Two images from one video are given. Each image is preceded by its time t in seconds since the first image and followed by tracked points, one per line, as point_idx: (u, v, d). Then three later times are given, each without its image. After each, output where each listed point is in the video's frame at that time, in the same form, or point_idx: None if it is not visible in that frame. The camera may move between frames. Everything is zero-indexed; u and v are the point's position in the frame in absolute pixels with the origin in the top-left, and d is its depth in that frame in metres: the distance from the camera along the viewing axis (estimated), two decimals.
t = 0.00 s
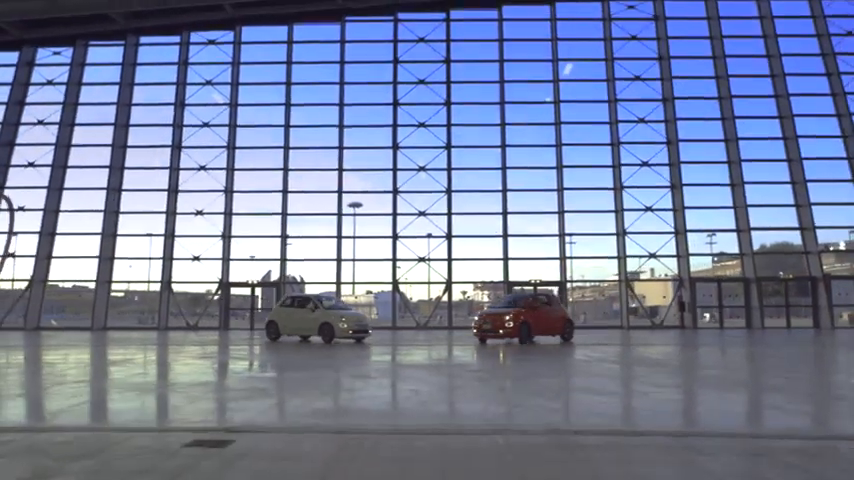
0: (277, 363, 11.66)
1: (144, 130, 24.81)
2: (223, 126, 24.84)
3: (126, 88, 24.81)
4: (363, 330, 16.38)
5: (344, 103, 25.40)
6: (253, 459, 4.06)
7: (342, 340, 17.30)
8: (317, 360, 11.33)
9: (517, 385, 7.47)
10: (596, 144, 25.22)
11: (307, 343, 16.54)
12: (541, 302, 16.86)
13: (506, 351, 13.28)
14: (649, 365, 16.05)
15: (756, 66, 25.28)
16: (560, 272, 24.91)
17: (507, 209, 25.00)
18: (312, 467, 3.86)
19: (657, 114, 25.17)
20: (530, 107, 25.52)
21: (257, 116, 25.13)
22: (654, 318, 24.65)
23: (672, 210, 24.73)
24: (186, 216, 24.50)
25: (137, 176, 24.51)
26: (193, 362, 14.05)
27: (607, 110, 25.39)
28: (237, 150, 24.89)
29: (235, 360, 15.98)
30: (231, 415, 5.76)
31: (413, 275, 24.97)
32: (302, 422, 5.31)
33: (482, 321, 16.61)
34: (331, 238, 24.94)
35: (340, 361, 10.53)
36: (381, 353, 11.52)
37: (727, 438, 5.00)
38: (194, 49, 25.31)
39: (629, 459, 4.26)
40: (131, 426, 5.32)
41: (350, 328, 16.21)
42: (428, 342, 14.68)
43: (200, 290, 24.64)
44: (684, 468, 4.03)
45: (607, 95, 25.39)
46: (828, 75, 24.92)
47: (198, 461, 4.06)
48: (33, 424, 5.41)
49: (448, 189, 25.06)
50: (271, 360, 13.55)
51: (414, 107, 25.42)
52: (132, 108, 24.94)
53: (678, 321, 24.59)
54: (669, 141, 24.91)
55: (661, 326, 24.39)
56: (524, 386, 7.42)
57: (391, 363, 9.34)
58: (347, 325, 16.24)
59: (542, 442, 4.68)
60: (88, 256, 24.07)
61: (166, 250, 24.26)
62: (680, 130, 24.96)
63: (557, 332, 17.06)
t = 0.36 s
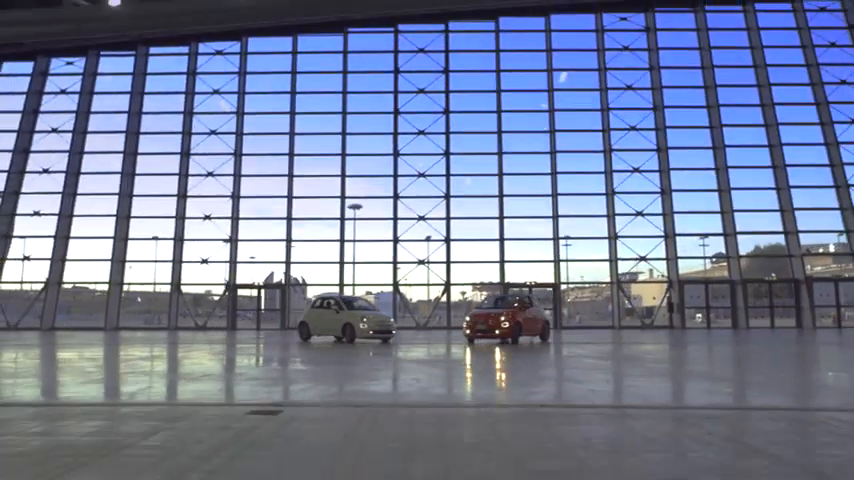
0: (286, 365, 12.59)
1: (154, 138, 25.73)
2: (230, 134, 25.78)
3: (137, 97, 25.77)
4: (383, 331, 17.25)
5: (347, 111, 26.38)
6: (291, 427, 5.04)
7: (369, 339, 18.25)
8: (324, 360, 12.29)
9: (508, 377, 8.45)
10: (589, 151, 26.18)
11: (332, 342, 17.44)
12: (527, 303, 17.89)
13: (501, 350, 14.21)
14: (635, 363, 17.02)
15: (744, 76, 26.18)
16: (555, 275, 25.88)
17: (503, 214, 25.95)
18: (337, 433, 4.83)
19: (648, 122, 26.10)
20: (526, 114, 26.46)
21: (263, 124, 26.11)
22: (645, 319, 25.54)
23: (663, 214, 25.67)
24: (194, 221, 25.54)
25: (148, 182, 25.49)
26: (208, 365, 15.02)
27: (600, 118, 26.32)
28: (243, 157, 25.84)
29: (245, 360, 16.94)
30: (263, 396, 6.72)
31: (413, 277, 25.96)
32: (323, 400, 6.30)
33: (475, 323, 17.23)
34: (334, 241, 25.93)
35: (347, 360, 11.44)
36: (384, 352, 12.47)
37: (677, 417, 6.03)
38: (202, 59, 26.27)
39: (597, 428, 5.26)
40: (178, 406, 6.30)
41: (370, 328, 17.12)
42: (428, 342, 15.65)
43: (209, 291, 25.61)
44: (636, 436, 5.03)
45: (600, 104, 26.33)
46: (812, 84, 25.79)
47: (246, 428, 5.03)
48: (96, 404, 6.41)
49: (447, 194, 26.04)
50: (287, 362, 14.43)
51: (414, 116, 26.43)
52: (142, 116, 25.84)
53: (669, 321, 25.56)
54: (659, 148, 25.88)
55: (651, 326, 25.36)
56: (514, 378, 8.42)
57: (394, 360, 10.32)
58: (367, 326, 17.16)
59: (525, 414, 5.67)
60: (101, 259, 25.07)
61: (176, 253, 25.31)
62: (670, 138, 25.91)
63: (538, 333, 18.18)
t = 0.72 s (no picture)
0: (300, 362, 13.76)
1: (166, 146, 26.76)
2: (240, 141, 26.95)
3: (150, 106, 26.88)
4: (397, 331, 18.21)
5: (351, 119, 27.52)
6: (320, 409, 6.17)
7: (389, 340, 19.42)
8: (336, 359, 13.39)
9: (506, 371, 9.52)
10: (583, 158, 27.25)
11: (353, 341, 18.57)
12: (519, 303, 19.07)
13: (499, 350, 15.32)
14: (624, 359, 18.14)
15: (733, 86, 27.20)
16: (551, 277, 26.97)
17: (502, 219, 27.07)
18: (359, 416, 5.88)
19: (640, 130, 27.20)
20: (524, 123, 27.57)
21: (271, 132, 27.26)
22: (637, 319, 26.78)
23: (654, 218, 26.79)
24: (205, 225, 26.64)
25: (161, 188, 26.62)
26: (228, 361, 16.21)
27: (595, 126, 27.36)
28: (252, 164, 26.99)
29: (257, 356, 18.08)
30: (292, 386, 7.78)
31: (415, 279, 27.03)
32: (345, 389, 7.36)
33: (479, 324, 17.89)
34: (339, 244, 27.03)
35: (357, 359, 12.57)
36: (391, 352, 13.56)
37: (646, 406, 7.09)
38: (212, 70, 27.38)
39: (575, 415, 6.31)
40: (218, 396, 7.34)
41: (385, 328, 18.16)
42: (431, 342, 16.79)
43: (219, 292, 26.77)
44: (604, 420, 6.13)
45: (595, 112, 27.38)
46: (797, 94, 26.84)
47: (283, 412, 6.07)
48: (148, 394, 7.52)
49: (447, 200, 27.14)
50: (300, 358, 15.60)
51: (416, 124, 27.56)
52: (155, 125, 26.88)
53: (659, 321, 26.72)
54: (651, 155, 27.00)
55: (642, 326, 26.51)
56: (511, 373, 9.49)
57: (400, 357, 11.52)
58: (382, 326, 18.21)
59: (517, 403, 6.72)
60: (116, 262, 26.19)
61: (189, 256, 26.41)
62: (662, 145, 27.01)
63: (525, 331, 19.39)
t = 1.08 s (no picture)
0: (310, 359, 15.10)
1: (177, 152, 28.29)
2: (248, 147, 28.37)
3: (162, 114, 28.26)
4: (405, 330, 19.09)
5: (356, 127, 28.83)
6: (335, 393, 7.54)
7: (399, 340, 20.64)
8: (344, 358, 14.69)
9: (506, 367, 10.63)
10: (579, 165, 28.42)
11: (364, 342, 19.85)
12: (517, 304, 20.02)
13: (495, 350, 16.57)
14: (616, 356, 19.29)
15: (722, 94, 28.39)
16: (547, 279, 28.19)
17: (501, 222, 28.22)
18: (367, 400, 7.04)
19: (634, 137, 28.32)
20: (522, 130, 28.75)
21: (278, 138, 28.59)
22: (630, 320, 27.85)
23: (647, 222, 27.91)
24: (214, 228, 27.94)
25: (173, 192, 27.89)
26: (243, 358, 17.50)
27: (590, 133, 28.50)
28: (259, 169, 28.34)
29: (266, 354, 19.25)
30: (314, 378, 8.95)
31: (416, 280, 28.20)
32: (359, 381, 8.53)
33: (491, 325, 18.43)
34: (344, 247, 28.23)
35: (364, 357, 13.85)
36: (395, 351, 14.85)
37: (616, 395, 8.25)
38: (221, 79, 28.78)
39: (551, 398, 7.45)
40: (245, 386, 8.57)
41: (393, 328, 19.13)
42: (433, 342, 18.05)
43: (228, 292, 28.05)
44: (569, 401, 7.47)
45: (590, 120, 28.58)
46: (784, 102, 27.95)
47: (304, 397, 7.30)
48: (186, 383, 8.89)
49: (447, 204, 28.32)
50: (309, 356, 16.93)
51: (418, 131, 28.84)
52: (166, 132, 28.32)
53: (649, 321, 27.59)
54: (644, 161, 28.11)
55: (635, 326, 27.61)
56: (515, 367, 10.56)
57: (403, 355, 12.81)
58: (390, 325, 19.23)
59: (501, 391, 7.93)
60: (129, 264, 27.44)
61: (199, 257, 27.70)
62: (655, 152, 28.11)
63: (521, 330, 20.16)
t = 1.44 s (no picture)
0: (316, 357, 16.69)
1: (186, 159, 29.86)
2: (254, 154, 29.94)
3: (171, 122, 29.90)
4: (406, 330, 20.24)
5: (358, 135, 30.44)
6: (342, 389, 9.03)
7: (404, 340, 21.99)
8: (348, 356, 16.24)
9: (502, 369, 12.00)
10: (571, 171, 30.07)
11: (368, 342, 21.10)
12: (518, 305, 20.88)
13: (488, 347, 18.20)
14: (605, 353, 20.79)
15: (708, 104, 29.92)
16: (541, 280, 29.77)
17: (495, 226, 29.87)
18: (369, 394, 8.45)
19: (623, 145, 29.95)
20: (516, 138, 30.42)
21: (284, 146, 30.17)
22: (619, 320, 29.48)
23: (636, 226, 29.45)
24: (223, 232, 29.61)
25: (182, 198, 29.53)
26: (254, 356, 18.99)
27: (582, 141, 30.11)
28: (265, 176, 29.96)
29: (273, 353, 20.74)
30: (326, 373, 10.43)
31: (416, 282, 29.79)
32: (364, 377, 9.97)
33: (493, 325, 19.07)
34: (347, 250, 29.82)
35: (367, 355, 15.41)
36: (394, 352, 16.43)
37: (582, 390, 9.69)
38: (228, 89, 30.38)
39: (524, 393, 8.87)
40: (263, 381, 10.10)
41: (394, 329, 20.24)
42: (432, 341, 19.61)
43: (234, 292, 29.68)
44: (538, 395, 8.98)
45: (581, 128, 30.15)
46: (768, 111, 29.45)
47: (316, 391, 8.81)
48: (212, 380, 10.41)
49: (446, 209, 29.94)
50: (314, 353, 18.49)
51: (418, 139, 30.43)
52: (176, 140, 29.91)
53: (640, 321, 29.32)
54: (633, 168, 29.71)
55: (624, 325, 29.21)
56: (517, 371, 11.81)
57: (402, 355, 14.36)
58: (392, 325, 20.34)
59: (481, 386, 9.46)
60: (140, 266, 29.05)
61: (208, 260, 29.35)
62: (643, 159, 29.71)
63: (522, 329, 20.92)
